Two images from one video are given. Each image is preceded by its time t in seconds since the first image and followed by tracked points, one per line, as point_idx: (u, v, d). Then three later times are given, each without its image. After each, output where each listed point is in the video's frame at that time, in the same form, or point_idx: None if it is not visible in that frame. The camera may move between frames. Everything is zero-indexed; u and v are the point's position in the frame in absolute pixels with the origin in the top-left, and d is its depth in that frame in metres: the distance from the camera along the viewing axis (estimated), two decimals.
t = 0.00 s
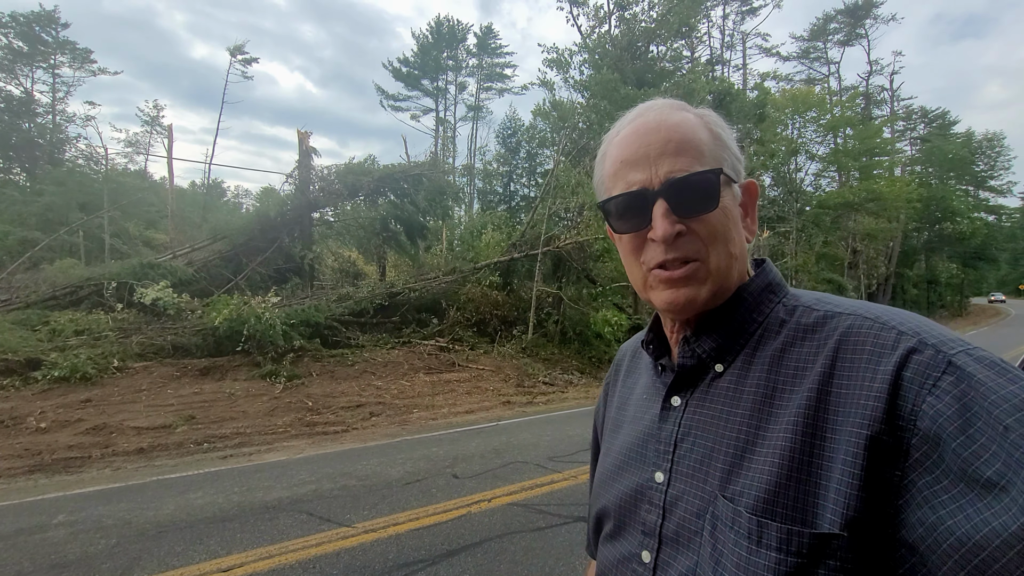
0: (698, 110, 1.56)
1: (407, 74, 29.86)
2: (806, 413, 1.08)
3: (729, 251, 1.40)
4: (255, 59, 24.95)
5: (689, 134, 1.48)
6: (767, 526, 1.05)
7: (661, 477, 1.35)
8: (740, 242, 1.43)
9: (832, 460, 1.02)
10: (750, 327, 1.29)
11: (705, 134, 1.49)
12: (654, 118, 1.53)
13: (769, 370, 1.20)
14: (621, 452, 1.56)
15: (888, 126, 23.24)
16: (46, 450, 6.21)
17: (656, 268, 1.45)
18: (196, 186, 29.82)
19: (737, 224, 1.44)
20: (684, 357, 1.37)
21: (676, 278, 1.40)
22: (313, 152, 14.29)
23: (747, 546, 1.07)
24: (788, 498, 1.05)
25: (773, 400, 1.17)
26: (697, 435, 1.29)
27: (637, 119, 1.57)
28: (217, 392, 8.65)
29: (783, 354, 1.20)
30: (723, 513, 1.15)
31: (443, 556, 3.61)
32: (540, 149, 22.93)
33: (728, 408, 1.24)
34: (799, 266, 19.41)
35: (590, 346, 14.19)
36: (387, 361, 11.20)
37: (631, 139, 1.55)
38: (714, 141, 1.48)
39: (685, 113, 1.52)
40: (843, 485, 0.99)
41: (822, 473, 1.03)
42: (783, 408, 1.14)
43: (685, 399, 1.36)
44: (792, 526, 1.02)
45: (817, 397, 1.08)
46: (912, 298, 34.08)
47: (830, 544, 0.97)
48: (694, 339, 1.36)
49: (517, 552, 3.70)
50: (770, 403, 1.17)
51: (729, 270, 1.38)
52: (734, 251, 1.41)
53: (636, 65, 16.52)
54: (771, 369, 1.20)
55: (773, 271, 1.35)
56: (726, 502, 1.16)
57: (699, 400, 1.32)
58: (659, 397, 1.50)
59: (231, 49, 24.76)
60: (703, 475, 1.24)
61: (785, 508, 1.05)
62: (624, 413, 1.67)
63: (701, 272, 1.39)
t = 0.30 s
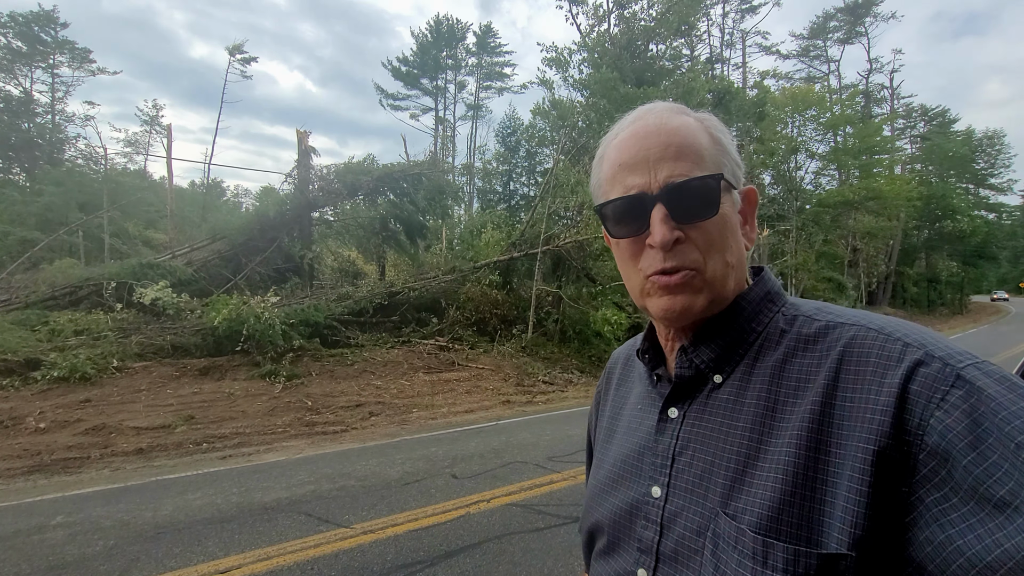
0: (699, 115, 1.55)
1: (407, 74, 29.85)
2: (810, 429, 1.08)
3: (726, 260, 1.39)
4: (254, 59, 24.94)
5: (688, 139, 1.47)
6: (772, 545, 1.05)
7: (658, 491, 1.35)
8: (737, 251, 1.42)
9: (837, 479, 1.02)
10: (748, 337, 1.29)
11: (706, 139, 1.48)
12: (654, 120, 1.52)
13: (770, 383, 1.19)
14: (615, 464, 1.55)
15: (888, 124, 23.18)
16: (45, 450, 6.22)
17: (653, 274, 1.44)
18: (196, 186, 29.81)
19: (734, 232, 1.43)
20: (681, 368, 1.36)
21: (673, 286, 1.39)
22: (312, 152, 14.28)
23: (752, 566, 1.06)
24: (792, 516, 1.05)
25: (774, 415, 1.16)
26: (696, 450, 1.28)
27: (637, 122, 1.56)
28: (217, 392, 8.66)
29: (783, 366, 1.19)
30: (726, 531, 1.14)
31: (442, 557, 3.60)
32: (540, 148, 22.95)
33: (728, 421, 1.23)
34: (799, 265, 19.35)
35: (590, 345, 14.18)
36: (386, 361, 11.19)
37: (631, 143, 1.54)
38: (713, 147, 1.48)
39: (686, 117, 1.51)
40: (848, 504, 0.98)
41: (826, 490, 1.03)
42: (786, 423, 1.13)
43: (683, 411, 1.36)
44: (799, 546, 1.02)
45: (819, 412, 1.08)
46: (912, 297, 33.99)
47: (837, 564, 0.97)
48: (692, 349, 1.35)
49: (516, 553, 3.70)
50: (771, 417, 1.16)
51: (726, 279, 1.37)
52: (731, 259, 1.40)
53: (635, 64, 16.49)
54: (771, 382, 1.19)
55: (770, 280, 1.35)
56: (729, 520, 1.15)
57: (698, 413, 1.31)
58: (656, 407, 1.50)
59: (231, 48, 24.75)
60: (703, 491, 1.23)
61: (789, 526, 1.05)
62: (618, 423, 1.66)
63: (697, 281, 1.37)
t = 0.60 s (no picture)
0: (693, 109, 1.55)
1: (407, 72, 29.83)
2: (806, 431, 1.08)
3: (718, 256, 1.39)
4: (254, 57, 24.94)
5: (681, 132, 1.47)
6: (767, 550, 1.05)
7: (651, 492, 1.35)
8: (731, 246, 1.42)
9: (833, 481, 1.02)
10: (743, 335, 1.29)
11: (700, 131, 1.48)
12: (647, 113, 1.52)
13: (764, 383, 1.20)
14: (608, 465, 1.55)
15: (888, 121, 23.15)
16: (46, 449, 6.23)
17: (643, 270, 1.44)
18: (196, 185, 29.79)
19: (728, 226, 1.43)
20: (676, 366, 1.36)
21: (665, 283, 1.40)
22: (312, 150, 14.28)
23: (748, 571, 1.06)
24: (788, 520, 1.05)
25: (769, 416, 1.16)
26: (690, 451, 1.28)
27: (631, 113, 1.56)
28: (218, 391, 8.67)
29: (780, 366, 1.19)
30: (721, 534, 1.14)
31: (442, 554, 3.62)
32: (540, 147, 22.96)
33: (723, 421, 1.24)
34: (799, 263, 19.33)
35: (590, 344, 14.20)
36: (387, 359, 11.20)
37: (626, 133, 1.54)
38: (707, 139, 1.48)
39: (680, 110, 1.51)
40: (844, 508, 0.98)
41: (822, 493, 1.03)
42: (781, 425, 1.13)
43: (675, 410, 1.36)
44: (793, 551, 1.02)
45: (816, 413, 1.08)
46: (913, 295, 33.95)
47: (835, 569, 0.96)
48: (687, 348, 1.36)
49: (516, 551, 3.71)
50: (763, 419, 1.17)
51: (718, 276, 1.37)
52: (725, 255, 1.40)
53: (635, 62, 16.46)
54: (766, 382, 1.20)
55: (766, 277, 1.36)
56: (723, 522, 1.15)
57: (691, 412, 1.31)
58: (649, 406, 1.50)
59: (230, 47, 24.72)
60: (696, 493, 1.23)
61: (785, 529, 1.05)
62: (610, 422, 1.66)
63: (689, 277, 1.38)
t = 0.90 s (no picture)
0: (725, 91, 1.53)
1: (413, 67, 29.80)
2: (796, 414, 1.10)
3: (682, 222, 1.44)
4: (261, 49, 24.95)
5: (686, 111, 1.49)
6: (754, 530, 1.07)
7: (641, 473, 1.37)
8: (706, 218, 1.42)
9: (823, 467, 1.04)
10: (739, 320, 1.33)
11: (704, 109, 1.47)
12: (670, 95, 1.57)
13: (758, 370, 1.22)
14: (599, 446, 1.57)
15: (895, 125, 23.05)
16: (50, 434, 6.28)
17: (615, 226, 1.61)
18: (200, 176, 29.85)
19: (708, 198, 1.41)
20: (671, 350, 1.39)
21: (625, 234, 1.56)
22: (318, 143, 14.31)
23: (733, 550, 1.08)
24: (773, 500, 1.08)
25: (760, 400, 1.19)
26: (680, 433, 1.31)
27: (662, 96, 1.62)
28: (220, 380, 8.73)
29: (774, 353, 1.22)
30: (706, 513, 1.16)
31: (441, 545, 3.66)
32: (545, 144, 22.95)
33: (716, 404, 1.25)
34: (802, 265, 19.30)
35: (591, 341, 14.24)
36: (388, 352, 11.25)
37: (643, 108, 1.65)
38: (715, 118, 1.45)
39: (697, 92, 1.52)
40: (832, 492, 1.01)
41: (811, 476, 1.05)
42: (772, 409, 1.16)
43: (669, 394, 1.38)
44: (782, 532, 1.04)
45: (808, 399, 1.10)
46: (915, 299, 33.89)
47: (819, 552, 0.99)
48: (683, 332, 1.38)
49: (513, 543, 3.75)
50: (755, 403, 1.20)
51: (669, 237, 1.45)
52: (691, 224, 1.43)
53: (641, 61, 16.42)
54: (759, 369, 1.22)
55: (766, 270, 1.40)
56: (709, 502, 1.17)
57: (684, 394, 1.33)
58: (643, 390, 1.52)
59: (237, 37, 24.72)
60: (685, 474, 1.26)
61: (770, 511, 1.07)
62: (604, 406, 1.69)
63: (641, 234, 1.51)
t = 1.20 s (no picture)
0: (730, 109, 1.51)
1: (401, 71, 29.75)
2: (799, 428, 1.10)
3: (688, 244, 1.43)
4: (248, 60, 24.89)
5: (690, 132, 1.49)
6: (754, 541, 1.07)
7: (645, 482, 1.36)
8: (713, 239, 1.42)
9: (825, 479, 1.04)
10: (748, 336, 1.32)
11: (709, 130, 1.46)
12: (675, 113, 1.57)
13: (765, 385, 1.22)
14: (609, 454, 1.57)
15: (886, 105, 23.07)
16: (57, 457, 6.27)
17: (622, 246, 1.60)
18: (194, 190, 29.76)
19: (714, 218, 1.41)
20: (680, 363, 1.38)
21: (633, 256, 1.55)
22: (310, 152, 14.27)
23: (732, 560, 1.08)
24: (774, 513, 1.07)
25: (765, 415, 1.18)
26: (684, 445, 1.30)
27: (666, 115, 1.62)
28: (224, 395, 8.71)
29: (780, 369, 1.21)
30: (707, 524, 1.16)
31: (453, 550, 3.65)
32: (538, 142, 22.94)
33: (720, 418, 1.25)
34: (800, 250, 19.32)
35: (593, 337, 14.24)
36: (390, 359, 11.23)
37: (647, 128, 1.63)
38: (719, 137, 1.45)
39: (701, 111, 1.52)
40: (834, 506, 1.00)
41: (814, 489, 1.05)
42: (775, 422, 1.15)
43: (676, 405, 1.37)
44: (780, 544, 1.04)
45: (813, 412, 1.09)
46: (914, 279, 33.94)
47: (818, 566, 0.99)
48: (692, 345, 1.37)
49: (525, 544, 3.74)
50: (759, 418, 1.19)
51: (674, 258, 1.45)
52: (697, 245, 1.43)
53: (630, 54, 16.40)
54: (767, 384, 1.21)
55: (778, 287, 1.39)
56: (710, 513, 1.17)
57: (691, 407, 1.33)
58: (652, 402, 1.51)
59: (224, 50, 24.67)
60: (688, 484, 1.25)
61: (771, 523, 1.07)
62: (615, 415, 1.68)
63: (651, 255, 1.50)
